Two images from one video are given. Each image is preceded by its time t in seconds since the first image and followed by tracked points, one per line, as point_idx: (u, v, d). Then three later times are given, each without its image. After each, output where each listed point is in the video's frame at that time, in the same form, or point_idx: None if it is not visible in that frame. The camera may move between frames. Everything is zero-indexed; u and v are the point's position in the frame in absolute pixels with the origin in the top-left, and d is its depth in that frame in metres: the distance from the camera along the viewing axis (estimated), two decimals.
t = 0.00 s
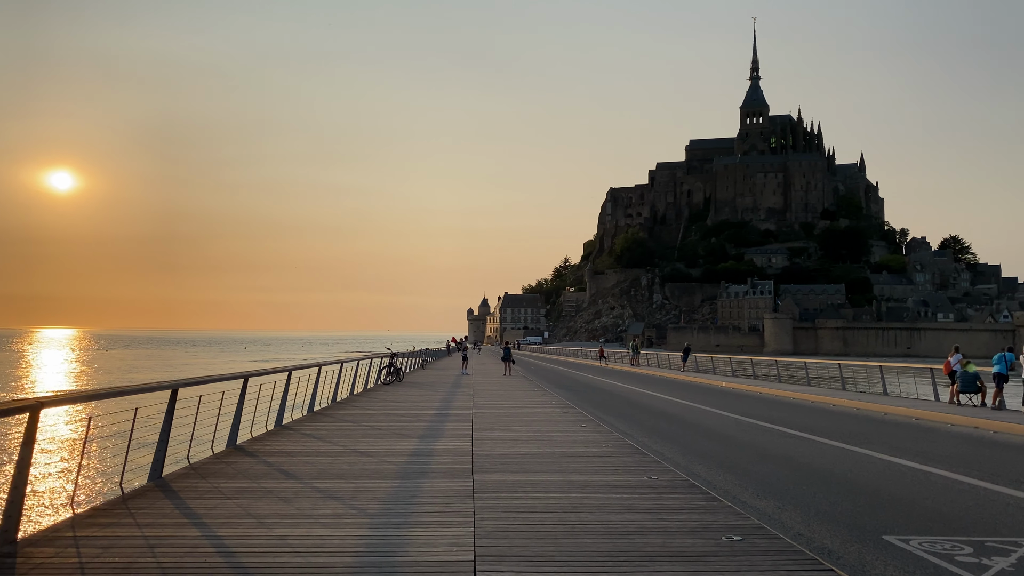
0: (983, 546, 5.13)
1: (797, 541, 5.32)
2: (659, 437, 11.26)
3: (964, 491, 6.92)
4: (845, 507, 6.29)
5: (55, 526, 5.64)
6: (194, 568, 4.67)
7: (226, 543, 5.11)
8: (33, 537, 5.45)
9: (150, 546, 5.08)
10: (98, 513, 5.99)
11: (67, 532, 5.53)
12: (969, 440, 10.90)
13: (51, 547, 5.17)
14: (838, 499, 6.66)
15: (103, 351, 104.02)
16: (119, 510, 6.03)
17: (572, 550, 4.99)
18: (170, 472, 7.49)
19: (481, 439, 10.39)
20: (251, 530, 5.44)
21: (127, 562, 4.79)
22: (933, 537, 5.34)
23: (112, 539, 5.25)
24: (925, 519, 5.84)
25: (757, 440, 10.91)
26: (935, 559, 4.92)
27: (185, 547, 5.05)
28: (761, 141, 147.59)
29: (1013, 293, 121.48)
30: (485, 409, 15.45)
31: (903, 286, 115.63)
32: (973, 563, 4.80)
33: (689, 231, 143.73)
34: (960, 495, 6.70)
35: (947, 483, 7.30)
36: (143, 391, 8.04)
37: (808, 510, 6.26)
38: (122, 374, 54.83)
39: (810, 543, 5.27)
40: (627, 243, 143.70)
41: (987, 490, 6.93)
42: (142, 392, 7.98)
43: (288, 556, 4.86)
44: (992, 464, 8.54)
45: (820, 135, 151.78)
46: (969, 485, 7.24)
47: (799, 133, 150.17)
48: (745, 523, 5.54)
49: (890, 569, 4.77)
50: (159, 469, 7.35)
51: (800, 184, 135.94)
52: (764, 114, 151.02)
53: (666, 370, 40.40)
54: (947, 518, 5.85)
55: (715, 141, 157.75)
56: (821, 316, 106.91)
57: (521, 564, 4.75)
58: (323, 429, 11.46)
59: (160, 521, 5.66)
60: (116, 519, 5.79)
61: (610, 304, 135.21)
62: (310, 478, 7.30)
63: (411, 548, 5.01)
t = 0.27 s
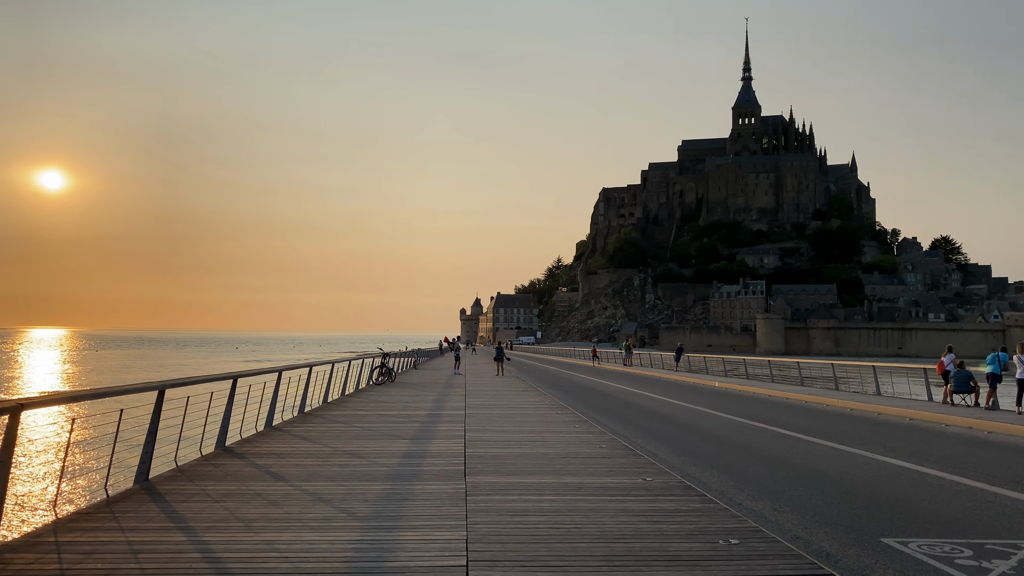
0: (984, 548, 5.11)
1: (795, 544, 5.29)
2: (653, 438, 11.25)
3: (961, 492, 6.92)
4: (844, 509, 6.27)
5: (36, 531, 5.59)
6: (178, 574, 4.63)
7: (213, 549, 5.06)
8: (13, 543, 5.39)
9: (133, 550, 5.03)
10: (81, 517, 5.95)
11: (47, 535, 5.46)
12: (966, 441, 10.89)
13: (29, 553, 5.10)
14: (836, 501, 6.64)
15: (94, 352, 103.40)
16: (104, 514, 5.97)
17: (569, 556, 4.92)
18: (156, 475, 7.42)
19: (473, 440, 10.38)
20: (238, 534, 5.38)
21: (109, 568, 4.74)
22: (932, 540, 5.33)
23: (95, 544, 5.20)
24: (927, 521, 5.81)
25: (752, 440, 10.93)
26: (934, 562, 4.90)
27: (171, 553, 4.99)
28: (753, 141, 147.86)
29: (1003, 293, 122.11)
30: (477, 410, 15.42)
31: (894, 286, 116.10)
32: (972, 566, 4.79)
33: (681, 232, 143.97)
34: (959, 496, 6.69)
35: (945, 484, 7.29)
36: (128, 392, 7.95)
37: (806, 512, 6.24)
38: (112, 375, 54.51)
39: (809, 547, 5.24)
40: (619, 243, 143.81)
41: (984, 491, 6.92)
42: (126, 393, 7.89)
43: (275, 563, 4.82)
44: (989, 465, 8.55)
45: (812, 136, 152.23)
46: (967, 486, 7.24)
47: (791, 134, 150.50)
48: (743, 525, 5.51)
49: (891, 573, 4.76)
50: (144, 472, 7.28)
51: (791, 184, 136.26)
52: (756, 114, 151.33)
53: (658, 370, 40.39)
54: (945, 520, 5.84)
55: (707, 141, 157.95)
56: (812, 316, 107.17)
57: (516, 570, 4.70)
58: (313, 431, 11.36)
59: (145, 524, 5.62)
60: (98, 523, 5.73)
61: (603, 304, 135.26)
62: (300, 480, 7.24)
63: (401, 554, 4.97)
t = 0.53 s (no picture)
0: (983, 551, 5.09)
1: (793, 548, 5.26)
2: (646, 439, 11.25)
3: (958, 493, 6.90)
4: (841, 512, 6.25)
5: (16, 536, 5.52)
6: None
7: (196, 553, 5.01)
8: None
9: (115, 556, 4.97)
10: (61, 521, 5.87)
11: (27, 542, 5.39)
12: (959, 441, 10.91)
13: (10, 558, 5.03)
14: (833, 503, 6.62)
15: (84, 353, 102.76)
16: (86, 519, 5.90)
17: (561, 561, 4.89)
18: (141, 478, 7.36)
19: (465, 441, 10.34)
20: (224, 539, 5.33)
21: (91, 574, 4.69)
22: (930, 543, 5.31)
23: (77, 550, 5.13)
24: (924, 523, 5.80)
25: (745, 440, 10.93)
26: (933, 565, 4.89)
27: (153, 558, 4.94)
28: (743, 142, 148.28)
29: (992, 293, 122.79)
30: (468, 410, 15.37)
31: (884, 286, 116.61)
32: (971, 569, 4.78)
33: (673, 232, 144.21)
34: (954, 497, 6.69)
35: (940, 485, 7.29)
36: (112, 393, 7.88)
37: (802, 514, 6.21)
38: (102, 376, 54.11)
39: (805, 550, 5.23)
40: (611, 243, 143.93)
41: (981, 493, 6.92)
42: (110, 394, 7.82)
43: (261, 569, 4.77)
44: (983, 465, 8.57)
45: (803, 136, 152.71)
46: (963, 487, 7.23)
47: (781, 134, 150.93)
48: (738, 529, 5.48)
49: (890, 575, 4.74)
50: (129, 474, 7.22)
51: (782, 185, 136.69)
52: (747, 115, 151.71)
53: (650, 370, 40.39)
54: (942, 522, 5.83)
55: (699, 142, 158.26)
56: (803, 316, 107.53)
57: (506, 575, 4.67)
58: (303, 432, 11.31)
59: (128, 529, 5.56)
60: (80, 528, 5.66)
61: (594, 304, 135.37)
62: (287, 483, 7.19)
63: (388, 559, 4.93)
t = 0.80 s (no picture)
0: (983, 556, 5.07)
1: (791, 553, 5.23)
2: (639, 440, 11.24)
3: (954, 495, 6.91)
4: (836, 515, 6.23)
5: None
6: None
7: (180, 562, 4.94)
8: None
9: (95, 564, 4.90)
10: (42, 528, 5.78)
11: (6, 550, 5.30)
12: (953, 442, 10.92)
13: None
14: (830, 506, 6.60)
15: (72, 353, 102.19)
16: (67, 526, 5.83)
17: (554, 569, 4.85)
18: (125, 483, 7.28)
19: (457, 444, 10.28)
20: (209, 546, 5.27)
21: None
22: (931, 547, 5.28)
23: (56, 559, 5.06)
24: (920, 527, 5.80)
25: (737, 442, 10.93)
26: (934, 570, 4.86)
27: (134, 567, 4.87)
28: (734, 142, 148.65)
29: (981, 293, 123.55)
30: (460, 411, 15.29)
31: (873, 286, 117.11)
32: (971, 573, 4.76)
33: (663, 232, 144.46)
34: (952, 501, 6.67)
35: (936, 487, 7.29)
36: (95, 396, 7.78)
37: (799, 518, 6.19)
38: (90, 376, 53.75)
39: (803, 556, 5.20)
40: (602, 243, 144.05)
41: (976, 494, 6.91)
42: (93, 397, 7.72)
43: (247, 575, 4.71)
44: (978, 468, 8.58)
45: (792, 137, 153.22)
46: (959, 488, 7.24)
47: (771, 135, 151.42)
48: (734, 535, 5.44)
49: None
50: (113, 479, 7.14)
51: (772, 185, 137.15)
52: (737, 116, 152.10)
53: (641, 370, 40.41)
54: (940, 526, 5.82)
55: (689, 142, 158.62)
56: (792, 316, 107.90)
57: None
58: (291, 434, 11.23)
59: (110, 535, 5.49)
60: (61, 535, 5.59)
61: (585, 304, 135.46)
62: (275, 487, 7.11)
63: (377, 566, 4.88)
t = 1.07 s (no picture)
0: (980, 560, 5.06)
1: (786, 557, 5.21)
2: (631, 441, 11.22)
3: (949, 498, 6.90)
4: (831, 518, 6.22)
5: None
6: None
7: (161, 570, 4.88)
8: None
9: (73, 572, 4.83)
10: (21, 534, 5.70)
11: None
12: (945, 443, 10.94)
13: None
14: (825, 508, 6.58)
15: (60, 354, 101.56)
16: (46, 531, 5.75)
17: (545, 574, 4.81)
18: (107, 486, 7.20)
19: (447, 446, 10.25)
20: (192, 553, 5.20)
21: None
22: (927, 550, 5.26)
23: (34, 564, 4.99)
24: (915, 529, 5.79)
25: (730, 443, 10.92)
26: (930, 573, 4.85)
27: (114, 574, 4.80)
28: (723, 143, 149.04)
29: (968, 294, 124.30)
30: (451, 412, 15.25)
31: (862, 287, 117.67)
32: None
33: (654, 233, 144.73)
34: (947, 503, 6.65)
35: (930, 489, 7.29)
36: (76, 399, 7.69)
37: (793, 522, 6.17)
38: (78, 376, 53.37)
39: (799, 560, 5.18)
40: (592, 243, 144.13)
41: (971, 496, 6.91)
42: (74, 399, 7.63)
43: None
44: (972, 468, 8.58)
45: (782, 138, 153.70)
46: (953, 490, 7.23)
47: (761, 136, 151.91)
48: (729, 540, 5.41)
49: None
50: (94, 482, 7.06)
51: (761, 186, 137.62)
52: (727, 117, 152.50)
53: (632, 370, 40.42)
54: (936, 528, 5.82)
55: (679, 143, 158.96)
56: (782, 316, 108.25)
57: None
58: (279, 436, 11.14)
59: (90, 542, 5.42)
60: (40, 540, 5.51)
61: (576, 304, 135.58)
62: (261, 491, 7.04)
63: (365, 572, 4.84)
